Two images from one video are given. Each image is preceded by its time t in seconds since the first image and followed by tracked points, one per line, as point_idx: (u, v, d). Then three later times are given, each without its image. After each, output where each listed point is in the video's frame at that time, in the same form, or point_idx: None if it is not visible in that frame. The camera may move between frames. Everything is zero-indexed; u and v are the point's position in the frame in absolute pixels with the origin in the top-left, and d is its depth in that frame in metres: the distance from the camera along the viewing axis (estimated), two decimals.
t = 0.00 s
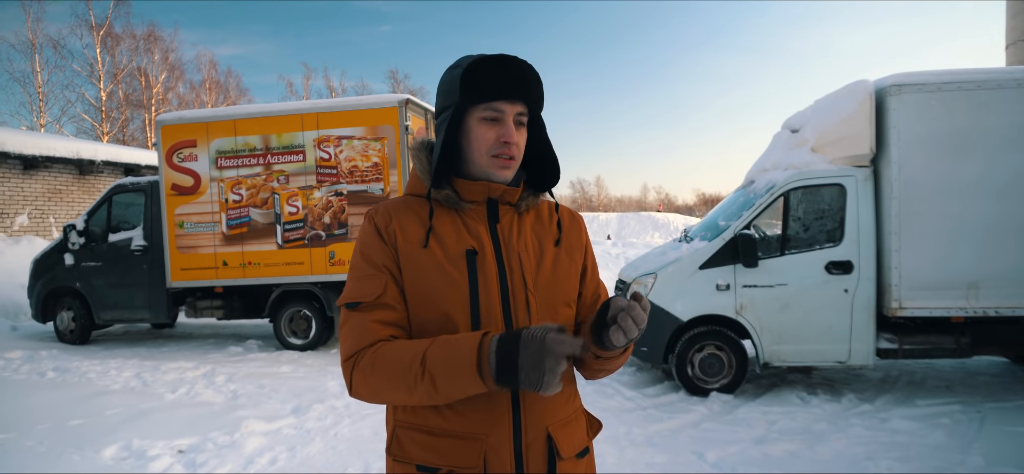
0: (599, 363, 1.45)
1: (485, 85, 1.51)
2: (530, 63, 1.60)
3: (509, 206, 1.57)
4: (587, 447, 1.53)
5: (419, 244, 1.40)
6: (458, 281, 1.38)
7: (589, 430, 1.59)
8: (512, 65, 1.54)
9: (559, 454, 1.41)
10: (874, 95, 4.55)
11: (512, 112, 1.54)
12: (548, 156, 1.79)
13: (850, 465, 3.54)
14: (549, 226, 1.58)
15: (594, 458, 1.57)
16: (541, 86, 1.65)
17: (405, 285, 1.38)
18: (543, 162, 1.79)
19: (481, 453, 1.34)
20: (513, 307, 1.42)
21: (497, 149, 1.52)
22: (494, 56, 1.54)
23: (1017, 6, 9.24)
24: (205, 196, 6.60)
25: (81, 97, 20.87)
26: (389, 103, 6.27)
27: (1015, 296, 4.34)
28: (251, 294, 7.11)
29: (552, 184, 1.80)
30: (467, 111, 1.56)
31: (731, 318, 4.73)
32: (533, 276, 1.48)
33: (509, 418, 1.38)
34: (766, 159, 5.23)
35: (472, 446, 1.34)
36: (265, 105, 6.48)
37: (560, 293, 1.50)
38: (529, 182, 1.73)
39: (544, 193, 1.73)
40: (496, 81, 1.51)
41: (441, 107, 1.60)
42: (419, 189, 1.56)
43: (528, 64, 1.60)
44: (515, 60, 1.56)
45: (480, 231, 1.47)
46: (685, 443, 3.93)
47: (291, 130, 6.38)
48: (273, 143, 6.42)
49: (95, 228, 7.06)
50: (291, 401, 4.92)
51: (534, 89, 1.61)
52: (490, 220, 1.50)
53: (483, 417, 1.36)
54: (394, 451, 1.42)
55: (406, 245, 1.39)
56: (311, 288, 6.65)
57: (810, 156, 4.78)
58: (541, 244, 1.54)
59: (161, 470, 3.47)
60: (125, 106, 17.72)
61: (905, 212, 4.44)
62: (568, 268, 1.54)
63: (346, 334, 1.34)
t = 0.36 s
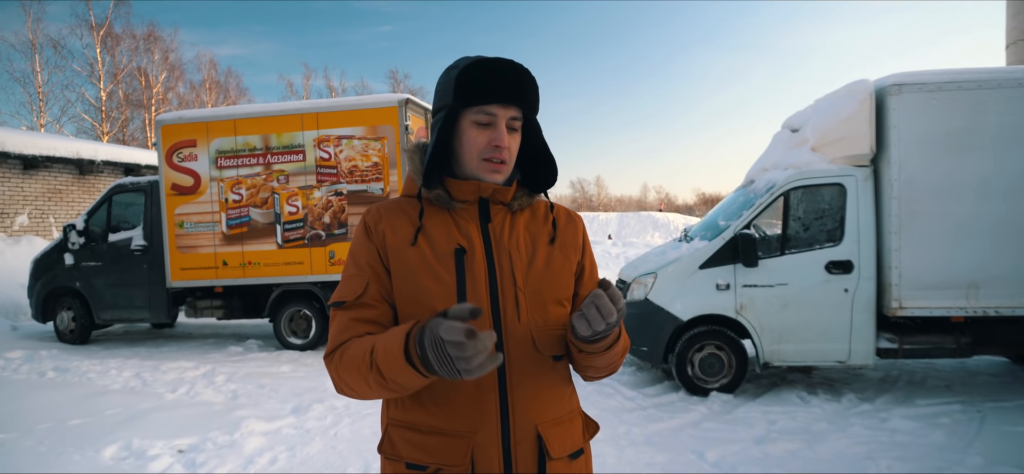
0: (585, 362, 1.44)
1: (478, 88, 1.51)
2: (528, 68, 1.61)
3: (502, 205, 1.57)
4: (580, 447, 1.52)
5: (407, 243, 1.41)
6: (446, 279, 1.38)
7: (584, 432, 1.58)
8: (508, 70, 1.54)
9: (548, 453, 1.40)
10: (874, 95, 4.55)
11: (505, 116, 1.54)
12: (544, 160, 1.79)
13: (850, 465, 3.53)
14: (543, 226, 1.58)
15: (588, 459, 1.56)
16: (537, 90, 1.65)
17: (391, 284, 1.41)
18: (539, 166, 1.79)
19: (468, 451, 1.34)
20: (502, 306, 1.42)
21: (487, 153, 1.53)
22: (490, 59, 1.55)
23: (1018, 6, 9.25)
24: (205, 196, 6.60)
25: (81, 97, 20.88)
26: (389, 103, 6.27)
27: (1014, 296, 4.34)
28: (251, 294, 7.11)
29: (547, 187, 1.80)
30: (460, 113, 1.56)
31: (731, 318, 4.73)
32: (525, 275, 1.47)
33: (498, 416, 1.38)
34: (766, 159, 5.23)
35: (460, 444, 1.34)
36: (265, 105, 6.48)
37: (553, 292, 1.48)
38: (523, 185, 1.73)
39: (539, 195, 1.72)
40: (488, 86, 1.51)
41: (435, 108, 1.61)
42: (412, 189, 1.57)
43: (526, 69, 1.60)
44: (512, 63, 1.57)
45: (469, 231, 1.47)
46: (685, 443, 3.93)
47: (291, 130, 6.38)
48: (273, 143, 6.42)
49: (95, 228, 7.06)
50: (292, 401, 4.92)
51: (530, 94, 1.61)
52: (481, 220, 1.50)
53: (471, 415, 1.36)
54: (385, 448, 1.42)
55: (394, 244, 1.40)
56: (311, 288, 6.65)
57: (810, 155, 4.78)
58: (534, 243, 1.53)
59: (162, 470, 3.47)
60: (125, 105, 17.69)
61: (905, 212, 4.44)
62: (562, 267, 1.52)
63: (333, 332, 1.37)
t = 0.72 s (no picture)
0: (583, 360, 1.43)
1: (479, 89, 1.51)
2: (529, 70, 1.60)
3: (502, 204, 1.56)
4: (579, 446, 1.51)
5: (406, 239, 1.40)
6: (446, 277, 1.39)
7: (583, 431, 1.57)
8: (509, 71, 1.53)
9: (547, 452, 1.40)
10: (874, 95, 4.55)
11: (505, 118, 1.53)
12: (545, 161, 1.78)
13: (850, 465, 3.53)
14: (543, 225, 1.57)
15: (587, 459, 1.56)
16: (538, 92, 1.64)
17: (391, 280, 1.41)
18: (540, 166, 1.79)
19: (466, 448, 1.34)
20: (502, 303, 1.42)
21: (487, 154, 1.53)
22: (491, 60, 1.55)
23: (1017, 6, 9.26)
24: (204, 195, 6.60)
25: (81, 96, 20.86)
26: (389, 103, 6.27)
27: (1015, 296, 4.34)
28: (251, 293, 7.10)
29: (546, 187, 1.79)
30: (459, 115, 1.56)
31: (732, 318, 4.72)
32: (525, 273, 1.47)
33: (497, 413, 1.37)
34: (766, 159, 5.22)
35: (459, 440, 1.34)
36: (264, 105, 6.48)
37: (552, 290, 1.48)
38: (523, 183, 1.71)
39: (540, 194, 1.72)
40: (489, 89, 1.51)
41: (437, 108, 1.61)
42: (413, 188, 1.57)
43: (527, 71, 1.60)
44: (514, 65, 1.56)
45: (469, 229, 1.47)
46: (684, 442, 3.93)
47: (290, 129, 6.38)
48: (272, 142, 6.42)
49: (95, 227, 7.06)
50: (291, 400, 4.92)
51: (531, 96, 1.61)
52: (481, 218, 1.50)
53: (470, 413, 1.36)
54: (385, 446, 1.41)
55: (393, 240, 1.40)
56: (310, 287, 6.64)
57: (809, 155, 4.78)
58: (534, 242, 1.52)
59: (161, 469, 3.47)
60: (124, 105, 17.65)
61: (905, 211, 4.43)
62: (562, 267, 1.52)
63: (333, 326, 1.37)
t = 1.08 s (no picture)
0: (584, 361, 1.43)
1: (483, 87, 1.50)
2: (532, 69, 1.61)
3: (505, 203, 1.56)
4: (579, 446, 1.51)
5: (410, 237, 1.40)
6: (450, 276, 1.38)
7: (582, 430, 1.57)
8: (513, 70, 1.54)
9: (550, 451, 1.40)
10: (874, 95, 4.54)
11: (509, 116, 1.53)
12: (547, 161, 1.78)
13: (850, 465, 3.53)
14: (545, 225, 1.57)
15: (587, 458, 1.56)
16: (541, 91, 1.64)
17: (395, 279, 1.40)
18: (542, 166, 1.79)
19: (470, 448, 1.34)
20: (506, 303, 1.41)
21: (490, 152, 1.53)
22: (495, 59, 1.55)
23: (1017, 6, 9.26)
24: (204, 194, 6.59)
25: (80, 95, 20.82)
26: (389, 102, 6.26)
27: (1014, 296, 4.34)
28: (250, 293, 7.09)
29: (547, 187, 1.79)
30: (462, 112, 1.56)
31: (731, 318, 4.72)
32: (528, 273, 1.47)
33: (500, 413, 1.37)
34: (766, 159, 5.22)
35: (462, 440, 1.34)
36: (264, 104, 6.47)
37: (555, 290, 1.48)
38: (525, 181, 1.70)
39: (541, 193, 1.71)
40: (492, 86, 1.50)
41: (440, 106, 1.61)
42: (416, 186, 1.56)
43: (531, 70, 1.60)
44: (517, 64, 1.57)
45: (473, 228, 1.46)
46: (683, 442, 3.92)
47: (290, 129, 6.37)
48: (272, 141, 6.41)
49: (94, 227, 7.06)
50: (290, 400, 4.91)
51: (534, 95, 1.61)
52: (485, 217, 1.49)
53: (473, 413, 1.36)
54: (386, 446, 1.41)
55: (397, 238, 1.39)
56: (309, 287, 6.64)
57: (809, 154, 4.77)
58: (536, 242, 1.52)
59: (159, 469, 3.46)
60: (125, 104, 17.44)
61: (905, 211, 4.43)
62: (565, 267, 1.52)
63: (336, 325, 1.36)
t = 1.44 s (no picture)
0: (580, 358, 1.43)
1: (482, 87, 1.51)
2: (531, 68, 1.61)
3: (504, 202, 1.56)
4: (579, 442, 1.51)
5: (409, 235, 1.40)
6: (449, 275, 1.38)
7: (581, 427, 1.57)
8: (512, 69, 1.54)
9: (550, 448, 1.40)
10: (874, 94, 4.54)
11: (507, 115, 1.53)
12: (546, 160, 1.78)
13: (848, 464, 3.53)
14: (544, 224, 1.57)
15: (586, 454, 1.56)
16: (539, 91, 1.64)
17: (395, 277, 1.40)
18: (540, 165, 1.78)
19: (471, 446, 1.34)
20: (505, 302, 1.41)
21: (489, 151, 1.53)
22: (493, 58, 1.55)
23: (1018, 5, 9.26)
24: (203, 193, 6.59)
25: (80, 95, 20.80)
26: (389, 101, 6.27)
27: (1014, 295, 4.34)
28: (249, 292, 7.09)
29: (546, 186, 1.78)
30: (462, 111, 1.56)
31: (731, 317, 4.72)
32: (527, 271, 1.46)
33: (500, 411, 1.37)
34: (766, 158, 5.21)
35: (462, 438, 1.34)
36: (263, 103, 6.47)
37: (553, 289, 1.48)
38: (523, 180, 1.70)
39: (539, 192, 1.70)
40: (491, 85, 1.51)
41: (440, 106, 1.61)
42: (415, 184, 1.56)
43: (529, 69, 1.60)
44: (516, 62, 1.57)
45: (473, 227, 1.46)
46: (682, 441, 3.92)
47: (289, 128, 6.37)
48: (271, 140, 6.41)
49: (93, 225, 7.07)
50: (289, 399, 4.91)
51: (533, 93, 1.61)
52: (484, 215, 1.49)
53: (473, 411, 1.35)
54: (387, 444, 1.41)
55: (397, 235, 1.39)
56: (309, 286, 6.64)
57: (809, 154, 4.77)
58: (535, 241, 1.52)
59: (158, 468, 3.46)
60: (125, 103, 17.30)
61: (904, 210, 4.43)
62: (563, 266, 1.52)
63: (336, 322, 1.36)
